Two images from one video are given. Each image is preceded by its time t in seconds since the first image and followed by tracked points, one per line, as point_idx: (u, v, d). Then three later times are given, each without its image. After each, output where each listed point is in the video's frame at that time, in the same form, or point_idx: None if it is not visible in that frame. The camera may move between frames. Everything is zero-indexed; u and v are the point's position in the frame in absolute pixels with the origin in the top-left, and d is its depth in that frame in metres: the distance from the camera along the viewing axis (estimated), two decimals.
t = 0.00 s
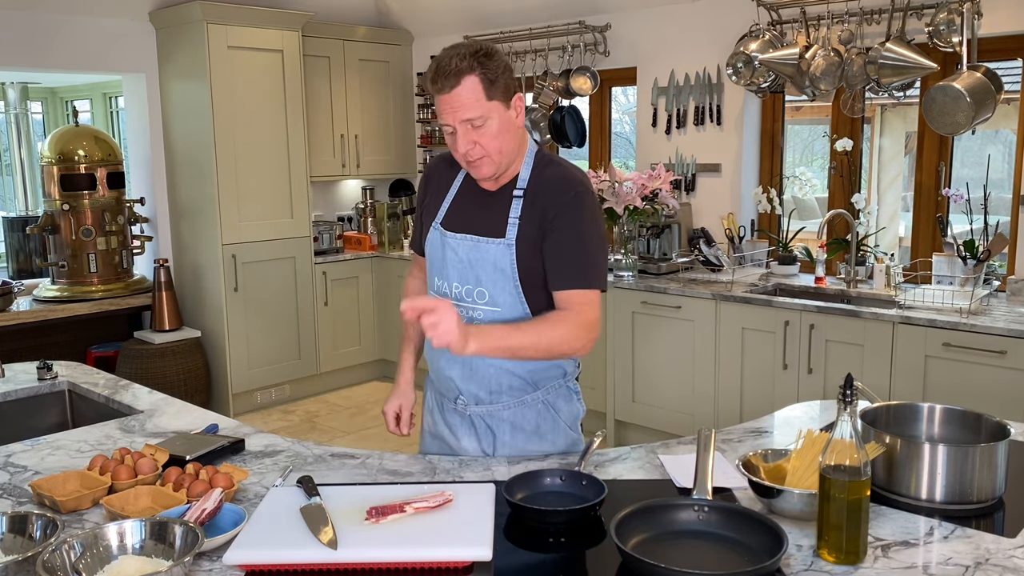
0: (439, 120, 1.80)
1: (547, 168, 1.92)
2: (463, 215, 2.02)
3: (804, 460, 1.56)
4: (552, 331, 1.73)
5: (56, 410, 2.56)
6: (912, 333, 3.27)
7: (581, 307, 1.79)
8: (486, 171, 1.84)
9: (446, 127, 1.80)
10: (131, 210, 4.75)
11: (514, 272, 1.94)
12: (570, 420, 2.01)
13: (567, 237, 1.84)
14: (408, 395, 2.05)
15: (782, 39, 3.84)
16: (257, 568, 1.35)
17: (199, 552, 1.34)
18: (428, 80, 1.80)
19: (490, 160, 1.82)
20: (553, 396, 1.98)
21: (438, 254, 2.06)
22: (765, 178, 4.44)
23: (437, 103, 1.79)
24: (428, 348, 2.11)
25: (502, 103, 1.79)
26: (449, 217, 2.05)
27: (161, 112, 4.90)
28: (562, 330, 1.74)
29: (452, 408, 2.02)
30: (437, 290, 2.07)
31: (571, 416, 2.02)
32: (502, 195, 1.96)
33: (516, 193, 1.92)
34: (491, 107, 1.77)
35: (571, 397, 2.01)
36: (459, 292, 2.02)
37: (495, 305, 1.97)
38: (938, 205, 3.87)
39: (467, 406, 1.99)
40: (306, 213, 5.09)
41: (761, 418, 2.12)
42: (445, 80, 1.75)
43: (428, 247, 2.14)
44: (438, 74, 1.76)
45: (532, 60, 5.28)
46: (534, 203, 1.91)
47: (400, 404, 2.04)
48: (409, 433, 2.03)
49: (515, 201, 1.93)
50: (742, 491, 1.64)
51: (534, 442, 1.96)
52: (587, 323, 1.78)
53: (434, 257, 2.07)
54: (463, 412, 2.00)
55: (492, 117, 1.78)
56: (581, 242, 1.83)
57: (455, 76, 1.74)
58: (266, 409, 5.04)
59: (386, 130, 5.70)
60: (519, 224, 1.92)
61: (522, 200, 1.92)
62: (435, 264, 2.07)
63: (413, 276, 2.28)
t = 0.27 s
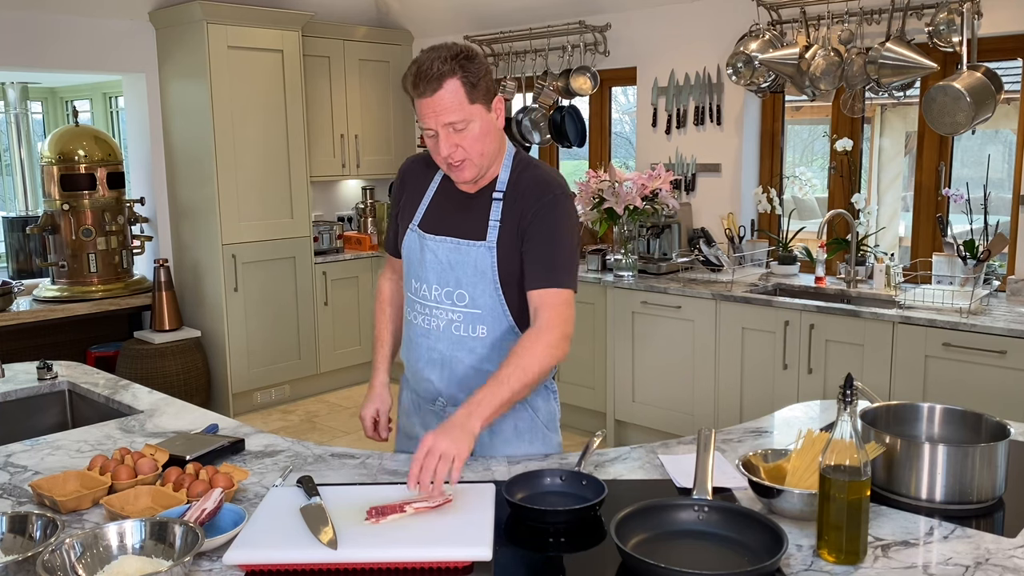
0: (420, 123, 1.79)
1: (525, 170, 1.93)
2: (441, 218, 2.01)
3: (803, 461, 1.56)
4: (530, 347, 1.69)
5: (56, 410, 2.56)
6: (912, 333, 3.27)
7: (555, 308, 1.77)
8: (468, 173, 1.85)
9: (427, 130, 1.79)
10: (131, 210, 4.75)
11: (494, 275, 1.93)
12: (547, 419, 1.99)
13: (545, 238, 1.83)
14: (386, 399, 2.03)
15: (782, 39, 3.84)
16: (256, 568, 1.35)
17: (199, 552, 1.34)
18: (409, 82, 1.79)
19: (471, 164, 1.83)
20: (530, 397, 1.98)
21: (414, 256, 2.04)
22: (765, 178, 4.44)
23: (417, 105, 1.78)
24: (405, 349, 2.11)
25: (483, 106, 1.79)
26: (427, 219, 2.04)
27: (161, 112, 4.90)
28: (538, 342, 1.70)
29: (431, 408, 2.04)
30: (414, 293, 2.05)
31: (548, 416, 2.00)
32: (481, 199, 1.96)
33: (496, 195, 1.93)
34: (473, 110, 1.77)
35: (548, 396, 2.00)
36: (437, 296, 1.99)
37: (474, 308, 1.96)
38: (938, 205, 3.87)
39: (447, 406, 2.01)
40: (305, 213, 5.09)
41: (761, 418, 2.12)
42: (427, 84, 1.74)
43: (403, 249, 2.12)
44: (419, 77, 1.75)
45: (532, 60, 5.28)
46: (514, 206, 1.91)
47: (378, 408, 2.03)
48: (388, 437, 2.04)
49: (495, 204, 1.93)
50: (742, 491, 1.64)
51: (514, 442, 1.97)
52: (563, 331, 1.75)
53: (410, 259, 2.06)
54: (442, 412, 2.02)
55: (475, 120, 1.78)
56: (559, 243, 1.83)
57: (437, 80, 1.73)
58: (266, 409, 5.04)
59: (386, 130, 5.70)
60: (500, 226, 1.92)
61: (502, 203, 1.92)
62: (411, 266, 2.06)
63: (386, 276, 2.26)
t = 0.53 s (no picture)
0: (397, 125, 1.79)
1: (499, 174, 1.92)
2: (415, 220, 2.01)
3: (804, 461, 1.56)
4: (506, 355, 1.68)
5: (56, 410, 2.56)
6: (912, 333, 3.27)
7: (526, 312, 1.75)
8: (445, 177, 1.84)
9: (404, 133, 1.78)
10: (131, 210, 4.75)
11: (468, 278, 1.93)
12: (523, 421, 2.01)
13: (516, 241, 1.82)
14: (360, 399, 2.04)
15: (782, 39, 3.84)
16: (256, 567, 1.35)
17: (200, 551, 1.34)
18: (385, 85, 1.78)
19: (449, 167, 1.82)
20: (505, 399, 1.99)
21: (389, 258, 2.04)
22: (765, 178, 4.44)
23: (394, 108, 1.77)
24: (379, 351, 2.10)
25: (461, 109, 1.79)
26: (401, 220, 2.03)
27: (161, 112, 4.90)
28: (514, 351, 1.68)
29: (406, 411, 2.04)
30: (389, 296, 2.04)
31: (524, 418, 2.02)
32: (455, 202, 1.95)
33: (470, 199, 1.92)
34: (451, 113, 1.77)
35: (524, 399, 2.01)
36: (412, 299, 1.98)
37: (449, 311, 1.96)
38: (938, 205, 3.87)
39: (422, 409, 2.01)
40: (305, 213, 5.09)
41: (761, 419, 2.12)
42: (404, 86, 1.73)
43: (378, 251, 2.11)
44: (396, 79, 1.74)
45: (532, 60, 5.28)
46: (488, 210, 1.91)
47: (353, 409, 2.04)
48: (362, 436, 2.03)
49: (469, 207, 1.93)
50: (742, 491, 1.64)
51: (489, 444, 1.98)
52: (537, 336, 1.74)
53: (385, 261, 2.05)
54: (416, 414, 2.02)
55: (452, 122, 1.78)
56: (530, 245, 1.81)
57: (415, 82, 1.73)
58: (265, 409, 5.04)
59: (386, 130, 5.70)
60: (474, 228, 1.92)
61: (477, 206, 1.92)
62: (386, 268, 2.05)
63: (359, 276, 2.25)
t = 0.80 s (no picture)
0: (380, 115, 1.79)
1: (480, 168, 1.95)
2: (397, 218, 2.00)
3: (803, 461, 1.56)
4: (508, 341, 1.72)
5: (56, 410, 2.56)
6: (912, 333, 3.27)
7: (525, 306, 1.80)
8: (428, 168, 1.83)
9: (388, 122, 1.79)
10: (131, 211, 4.75)
11: (455, 273, 1.93)
12: (512, 417, 2.03)
13: (505, 235, 1.86)
14: (344, 406, 2.09)
15: (782, 39, 3.84)
16: (257, 568, 1.35)
17: (200, 551, 1.34)
18: (368, 75, 1.79)
19: (431, 158, 1.82)
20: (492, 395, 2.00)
21: (371, 258, 2.03)
22: (765, 178, 4.44)
23: (377, 98, 1.78)
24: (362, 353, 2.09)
25: (444, 100, 1.81)
26: (382, 220, 2.03)
27: (161, 112, 4.90)
28: (515, 337, 1.73)
29: (394, 412, 2.03)
30: (372, 296, 2.03)
31: (513, 414, 2.03)
32: (437, 198, 1.96)
33: (453, 194, 1.94)
34: (436, 102, 1.78)
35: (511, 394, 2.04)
36: (398, 297, 1.97)
37: (436, 307, 1.95)
38: (938, 205, 3.87)
39: (410, 408, 2.00)
40: (305, 213, 5.09)
41: (761, 419, 2.12)
42: (389, 74, 1.75)
43: (358, 252, 2.09)
44: (381, 68, 1.76)
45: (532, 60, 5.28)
46: (472, 204, 1.92)
47: (338, 415, 2.08)
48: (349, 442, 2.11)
49: (453, 203, 1.94)
50: (742, 491, 1.64)
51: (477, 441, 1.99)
52: (535, 325, 1.78)
53: (367, 262, 2.04)
54: (405, 414, 2.01)
55: (436, 112, 1.79)
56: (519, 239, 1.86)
57: (400, 71, 1.75)
58: (265, 409, 5.04)
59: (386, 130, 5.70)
60: (459, 224, 1.93)
61: (460, 201, 1.93)
62: (368, 268, 2.04)
63: (338, 282, 2.26)
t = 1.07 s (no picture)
0: (371, 117, 1.80)
1: (472, 167, 1.95)
2: (390, 220, 2.00)
3: (803, 461, 1.56)
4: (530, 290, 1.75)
5: (56, 410, 2.56)
6: (912, 333, 3.27)
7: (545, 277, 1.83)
8: (422, 169, 1.84)
9: (379, 125, 1.80)
10: (131, 211, 4.75)
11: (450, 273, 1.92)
12: (508, 416, 2.04)
13: (504, 230, 1.87)
14: (343, 410, 2.13)
15: (782, 39, 3.84)
16: (257, 568, 1.35)
17: (200, 551, 1.34)
18: (357, 79, 1.80)
19: (424, 158, 1.83)
20: (489, 393, 2.01)
21: (366, 261, 2.02)
22: (765, 179, 4.44)
23: (368, 102, 1.79)
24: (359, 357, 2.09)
25: (434, 100, 1.83)
26: (375, 222, 2.03)
27: (161, 112, 4.91)
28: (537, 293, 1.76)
29: (391, 414, 2.02)
30: (367, 298, 2.03)
31: (510, 412, 2.06)
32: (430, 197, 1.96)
33: (446, 194, 1.94)
34: (426, 102, 1.80)
35: (507, 393, 2.05)
36: (393, 298, 1.96)
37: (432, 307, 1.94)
38: (938, 205, 3.87)
39: (407, 410, 1.99)
40: (305, 213, 5.09)
41: (761, 418, 2.12)
42: (379, 75, 1.76)
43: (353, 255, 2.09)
44: (370, 72, 1.77)
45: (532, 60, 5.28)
46: (466, 203, 1.92)
47: (338, 419, 2.13)
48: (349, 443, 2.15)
49: (446, 203, 1.94)
50: (742, 491, 1.64)
51: (475, 441, 1.99)
52: (554, 295, 1.80)
53: (362, 264, 2.04)
54: (403, 416, 2.00)
55: (427, 113, 1.81)
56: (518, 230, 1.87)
57: (389, 74, 1.75)
58: (265, 409, 5.04)
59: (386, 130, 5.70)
60: (453, 223, 1.93)
61: (454, 200, 1.93)
62: (363, 271, 2.04)
63: (332, 288, 2.26)
